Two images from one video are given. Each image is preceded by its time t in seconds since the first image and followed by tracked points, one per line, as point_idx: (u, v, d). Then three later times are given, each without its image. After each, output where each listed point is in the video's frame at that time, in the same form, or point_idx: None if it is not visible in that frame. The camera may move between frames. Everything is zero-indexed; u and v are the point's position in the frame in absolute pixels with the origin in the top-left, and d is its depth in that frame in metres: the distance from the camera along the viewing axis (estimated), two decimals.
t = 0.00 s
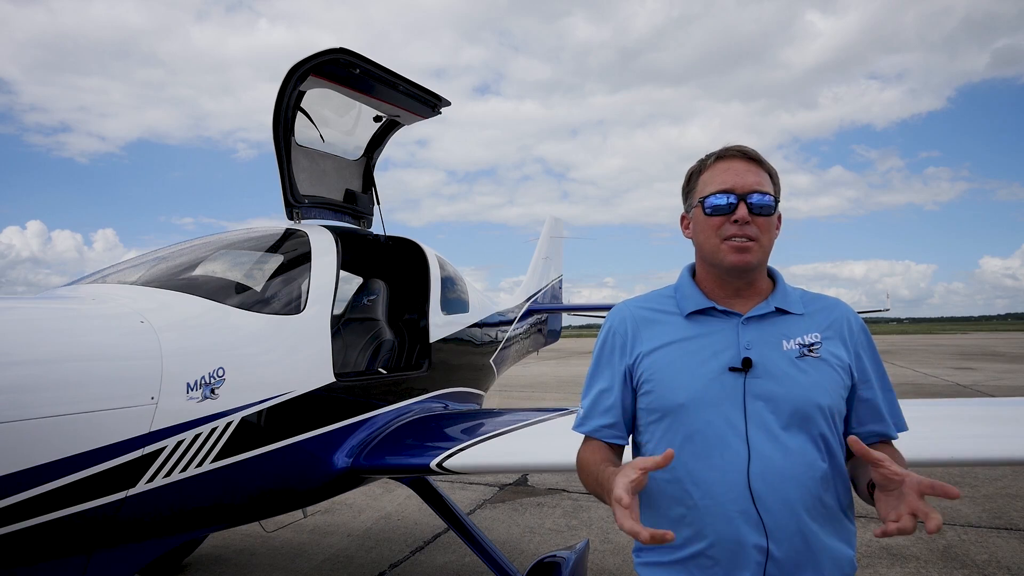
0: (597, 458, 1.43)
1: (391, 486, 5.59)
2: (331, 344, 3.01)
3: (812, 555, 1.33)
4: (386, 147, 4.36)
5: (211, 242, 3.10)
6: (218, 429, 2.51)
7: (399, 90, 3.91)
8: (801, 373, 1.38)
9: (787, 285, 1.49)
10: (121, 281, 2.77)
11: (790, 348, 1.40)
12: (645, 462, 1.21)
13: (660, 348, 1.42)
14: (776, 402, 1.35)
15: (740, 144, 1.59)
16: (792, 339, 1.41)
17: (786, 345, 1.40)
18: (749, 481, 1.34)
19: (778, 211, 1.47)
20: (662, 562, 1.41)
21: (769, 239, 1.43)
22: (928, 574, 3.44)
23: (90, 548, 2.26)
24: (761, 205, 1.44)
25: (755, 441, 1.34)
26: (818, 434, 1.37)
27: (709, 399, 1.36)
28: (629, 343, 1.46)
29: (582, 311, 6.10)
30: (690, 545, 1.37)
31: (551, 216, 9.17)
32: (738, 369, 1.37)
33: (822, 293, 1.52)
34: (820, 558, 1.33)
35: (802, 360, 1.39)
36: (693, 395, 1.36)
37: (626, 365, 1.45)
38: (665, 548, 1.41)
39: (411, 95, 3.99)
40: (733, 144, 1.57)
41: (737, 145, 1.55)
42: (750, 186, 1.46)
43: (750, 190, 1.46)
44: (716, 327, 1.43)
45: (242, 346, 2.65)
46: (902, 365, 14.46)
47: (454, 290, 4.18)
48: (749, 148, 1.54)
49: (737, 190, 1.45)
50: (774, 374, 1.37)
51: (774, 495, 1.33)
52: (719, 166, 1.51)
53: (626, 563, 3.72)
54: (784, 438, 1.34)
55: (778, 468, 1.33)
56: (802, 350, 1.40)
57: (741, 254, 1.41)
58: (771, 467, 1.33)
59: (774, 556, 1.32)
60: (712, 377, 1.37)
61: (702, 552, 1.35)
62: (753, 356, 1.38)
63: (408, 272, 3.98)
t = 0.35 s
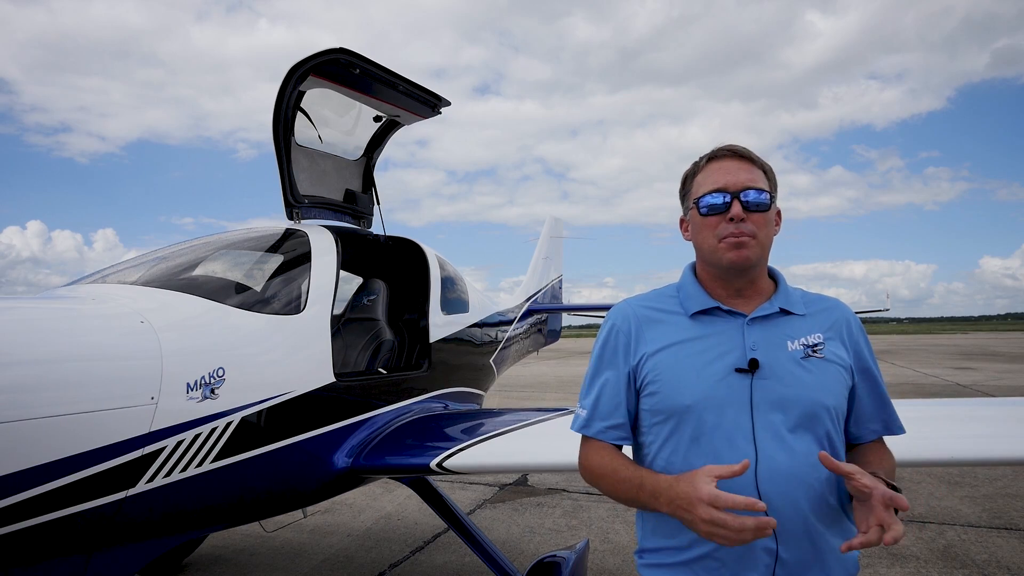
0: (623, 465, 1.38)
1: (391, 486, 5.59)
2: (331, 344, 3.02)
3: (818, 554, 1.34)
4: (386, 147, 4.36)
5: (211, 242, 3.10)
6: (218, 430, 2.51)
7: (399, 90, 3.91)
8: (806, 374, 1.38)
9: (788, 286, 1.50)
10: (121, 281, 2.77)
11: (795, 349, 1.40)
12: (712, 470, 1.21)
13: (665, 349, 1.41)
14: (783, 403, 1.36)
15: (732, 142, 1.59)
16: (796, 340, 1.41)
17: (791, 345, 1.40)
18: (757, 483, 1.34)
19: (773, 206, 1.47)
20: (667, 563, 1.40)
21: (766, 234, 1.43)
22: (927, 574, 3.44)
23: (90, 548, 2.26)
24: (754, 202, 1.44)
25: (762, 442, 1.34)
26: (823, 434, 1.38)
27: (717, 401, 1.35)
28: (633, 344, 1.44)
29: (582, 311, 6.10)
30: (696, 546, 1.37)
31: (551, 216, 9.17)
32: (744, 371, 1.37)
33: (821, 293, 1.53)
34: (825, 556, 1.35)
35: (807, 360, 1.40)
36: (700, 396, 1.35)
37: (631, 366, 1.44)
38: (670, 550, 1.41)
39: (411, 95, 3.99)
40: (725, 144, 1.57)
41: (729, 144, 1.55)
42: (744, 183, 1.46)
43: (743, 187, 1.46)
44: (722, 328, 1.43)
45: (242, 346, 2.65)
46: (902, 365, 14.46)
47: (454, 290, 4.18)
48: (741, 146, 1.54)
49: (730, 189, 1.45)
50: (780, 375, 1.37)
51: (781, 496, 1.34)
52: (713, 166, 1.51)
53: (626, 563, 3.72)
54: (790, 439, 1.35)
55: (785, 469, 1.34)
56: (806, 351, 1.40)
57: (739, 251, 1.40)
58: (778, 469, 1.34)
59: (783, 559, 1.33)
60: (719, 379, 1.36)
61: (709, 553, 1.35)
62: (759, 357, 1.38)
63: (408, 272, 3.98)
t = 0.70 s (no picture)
0: (648, 468, 1.37)
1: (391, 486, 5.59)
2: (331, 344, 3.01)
3: (819, 554, 1.35)
4: (386, 147, 4.36)
5: (210, 242, 3.10)
6: (218, 430, 2.51)
7: (400, 90, 3.91)
8: (809, 374, 1.38)
9: (789, 286, 1.50)
10: (121, 281, 2.77)
11: (797, 349, 1.40)
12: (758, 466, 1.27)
13: (668, 350, 1.41)
14: (786, 403, 1.36)
15: (738, 144, 1.60)
16: (798, 340, 1.41)
17: (793, 345, 1.41)
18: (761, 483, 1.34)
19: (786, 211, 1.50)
20: (670, 565, 1.40)
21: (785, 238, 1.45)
22: (927, 574, 3.44)
23: (90, 548, 2.26)
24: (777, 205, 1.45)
25: (766, 443, 1.34)
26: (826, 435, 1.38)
27: (721, 402, 1.35)
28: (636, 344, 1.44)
29: (582, 311, 6.10)
30: (699, 547, 1.37)
31: (551, 216, 9.17)
32: (747, 371, 1.37)
33: (821, 292, 1.53)
34: (826, 557, 1.35)
35: (809, 360, 1.40)
36: (704, 398, 1.35)
37: (634, 367, 1.44)
38: (672, 551, 1.40)
39: (411, 95, 3.99)
40: (734, 144, 1.57)
41: (743, 144, 1.55)
42: (768, 185, 1.46)
43: (767, 189, 1.46)
44: (724, 329, 1.42)
45: (242, 346, 2.65)
46: (902, 365, 14.45)
47: (454, 290, 4.18)
48: (754, 148, 1.55)
49: (758, 190, 1.45)
50: (783, 376, 1.37)
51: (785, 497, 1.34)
52: (729, 166, 1.50)
53: (626, 563, 3.72)
54: (794, 441, 1.35)
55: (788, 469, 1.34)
56: (807, 351, 1.40)
57: (768, 254, 1.40)
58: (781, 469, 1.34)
59: (787, 560, 1.33)
60: (723, 379, 1.36)
61: (712, 555, 1.35)
62: (762, 358, 1.38)
63: (408, 272, 3.98)
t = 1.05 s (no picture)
0: (650, 476, 1.37)
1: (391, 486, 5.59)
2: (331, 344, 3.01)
3: (820, 556, 1.34)
4: (386, 147, 4.36)
5: (210, 242, 3.10)
6: (218, 430, 2.51)
7: (399, 91, 3.91)
8: (810, 375, 1.38)
9: (790, 285, 1.50)
10: (121, 281, 2.77)
11: (798, 349, 1.40)
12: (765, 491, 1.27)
13: (669, 350, 1.41)
14: (788, 405, 1.36)
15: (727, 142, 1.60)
16: (799, 341, 1.41)
17: (795, 346, 1.41)
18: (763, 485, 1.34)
19: (781, 203, 1.49)
20: (671, 566, 1.40)
21: (781, 230, 1.45)
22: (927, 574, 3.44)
23: (90, 548, 2.26)
24: (771, 198, 1.45)
25: (767, 445, 1.34)
26: (827, 437, 1.38)
27: (722, 403, 1.35)
28: (637, 345, 1.44)
29: (582, 311, 6.11)
30: (699, 549, 1.36)
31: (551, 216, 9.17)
32: (749, 373, 1.37)
33: (822, 292, 1.53)
34: (827, 559, 1.35)
35: (810, 361, 1.40)
36: (705, 399, 1.35)
37: (635, 368, 1.43)
38: (672, 552, 1.40)
39: (411, 95, 3.99)
40: (723, 143, 1.58)
41: (732, 143, 1.56)
42: (760, 179, 1.46)
43: (759, 183, 1.46)
44: (726, 329, 1.42)
45: (242, 346, 2.65)
46: (902, 365, 14.45)
47: (454, 290, 4.18)
48: (743, 145, 1.56)
49: (749, 184, 1.45)
50: (785, 377, 1.37)
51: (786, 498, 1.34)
52: (720, 164, 1.51)
53: (626, 563, 3.72)
54: (795, 442, 1.35)
55: (790, 471, 1.34)
56: (809, 352, 1.40)
57: (766, 246, 1.40)
58: (783, 471, 1.34)
59: (788, 562, 1.33)
60: (725, 381, 1.36)
61: (713, 557, 1.35)
62: (763, 359, 1.38)
63: (408, 272, 3.98)
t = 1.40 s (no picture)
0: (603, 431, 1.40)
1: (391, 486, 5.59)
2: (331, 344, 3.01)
3: (822, 556, 1.34)
4: (386, 147, 4.36)
5: (210, 242, 3.10)
6: (218, 430, 2.51)
7: (399, 90, 3.91)
8: (811, 373, 1.38)
9: (789, 284, 1.50)
10: (121, 281, 2.77)
11: (798, 348, 1.40)
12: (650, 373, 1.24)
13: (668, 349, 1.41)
14: (788, 403, 1.35)
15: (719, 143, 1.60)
16: (799, 339, 1.41)
17: (795, 344, 1.40)
18: (763, 483, 1.34)
19: (773, 202, 1.49)
20: (671, 566, 1.40)
21: (774, 229, 1.44)
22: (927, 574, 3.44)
23: (90, 548, 2.26)
24: (760, 197, 1.45)
25: (767, 443, 1.34)
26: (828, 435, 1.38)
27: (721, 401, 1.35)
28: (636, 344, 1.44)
29: (582, 311, 6.10)
30: (700, 548, 1.36)
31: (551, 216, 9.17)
32: (749, 370, 1.37)
33: (823, 291, 1.53)
34: (829, 559, 1.34)
35: (810, 360, 1.40)
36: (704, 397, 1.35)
37: (634, 367, 1.44)
38: (673, 551, 1.40)
39: (411, 95, 3.99)
40: (715, 143, 1.58)
41: (722, 143, 1.56)
42: (749, 178, 1.46)
43: (748, 182, 1.46)
44: (725, 327, 1.42)
45: (242, 346, 2.65)
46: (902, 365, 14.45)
47: (454, 290, 4.18)
48: (733, 145, 1.55)
49: (737, 185, 1.45)
50: (784, 375, 1.37)
51: (787, 497, 1.33)
52: (710, 166, 1.51)
53: (626, 563, 3.72)
54: (795, 440, 1.35)
55: (790, 469, 1.34)
56: (809, 350, 1.40)
57: (756, 245, 1.40)
58: (783, 469, 1.34)
59: (789, 561, 1.33)
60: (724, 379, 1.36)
61: (713, 556, 1.34)
62: (763, 357, 1.38)
63: (408, 272, 3.98)
